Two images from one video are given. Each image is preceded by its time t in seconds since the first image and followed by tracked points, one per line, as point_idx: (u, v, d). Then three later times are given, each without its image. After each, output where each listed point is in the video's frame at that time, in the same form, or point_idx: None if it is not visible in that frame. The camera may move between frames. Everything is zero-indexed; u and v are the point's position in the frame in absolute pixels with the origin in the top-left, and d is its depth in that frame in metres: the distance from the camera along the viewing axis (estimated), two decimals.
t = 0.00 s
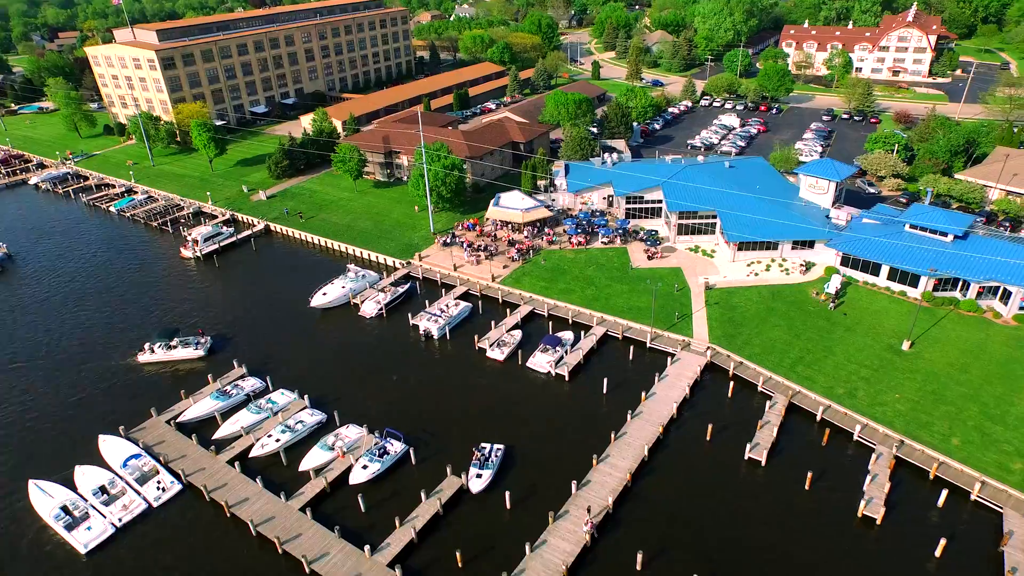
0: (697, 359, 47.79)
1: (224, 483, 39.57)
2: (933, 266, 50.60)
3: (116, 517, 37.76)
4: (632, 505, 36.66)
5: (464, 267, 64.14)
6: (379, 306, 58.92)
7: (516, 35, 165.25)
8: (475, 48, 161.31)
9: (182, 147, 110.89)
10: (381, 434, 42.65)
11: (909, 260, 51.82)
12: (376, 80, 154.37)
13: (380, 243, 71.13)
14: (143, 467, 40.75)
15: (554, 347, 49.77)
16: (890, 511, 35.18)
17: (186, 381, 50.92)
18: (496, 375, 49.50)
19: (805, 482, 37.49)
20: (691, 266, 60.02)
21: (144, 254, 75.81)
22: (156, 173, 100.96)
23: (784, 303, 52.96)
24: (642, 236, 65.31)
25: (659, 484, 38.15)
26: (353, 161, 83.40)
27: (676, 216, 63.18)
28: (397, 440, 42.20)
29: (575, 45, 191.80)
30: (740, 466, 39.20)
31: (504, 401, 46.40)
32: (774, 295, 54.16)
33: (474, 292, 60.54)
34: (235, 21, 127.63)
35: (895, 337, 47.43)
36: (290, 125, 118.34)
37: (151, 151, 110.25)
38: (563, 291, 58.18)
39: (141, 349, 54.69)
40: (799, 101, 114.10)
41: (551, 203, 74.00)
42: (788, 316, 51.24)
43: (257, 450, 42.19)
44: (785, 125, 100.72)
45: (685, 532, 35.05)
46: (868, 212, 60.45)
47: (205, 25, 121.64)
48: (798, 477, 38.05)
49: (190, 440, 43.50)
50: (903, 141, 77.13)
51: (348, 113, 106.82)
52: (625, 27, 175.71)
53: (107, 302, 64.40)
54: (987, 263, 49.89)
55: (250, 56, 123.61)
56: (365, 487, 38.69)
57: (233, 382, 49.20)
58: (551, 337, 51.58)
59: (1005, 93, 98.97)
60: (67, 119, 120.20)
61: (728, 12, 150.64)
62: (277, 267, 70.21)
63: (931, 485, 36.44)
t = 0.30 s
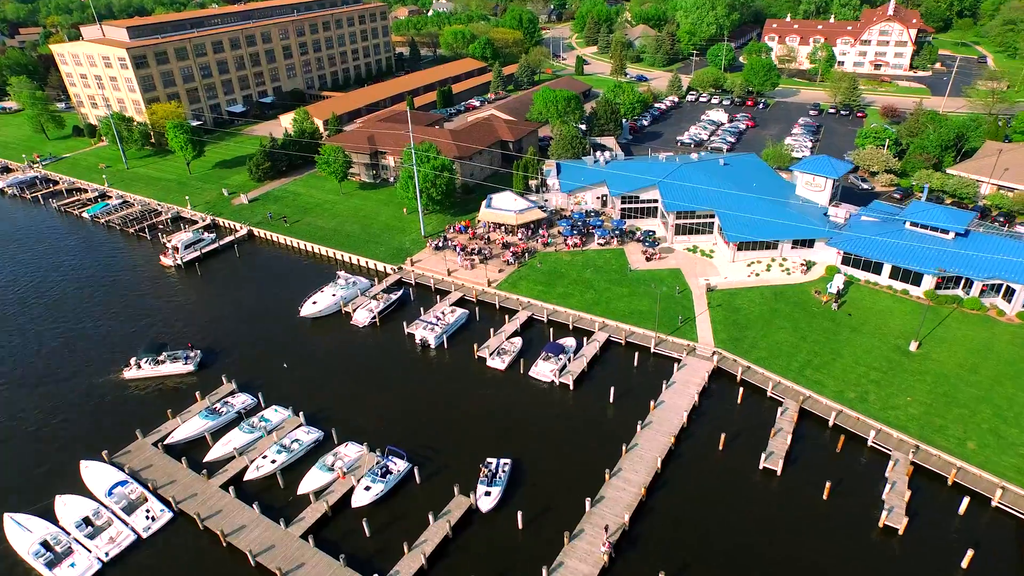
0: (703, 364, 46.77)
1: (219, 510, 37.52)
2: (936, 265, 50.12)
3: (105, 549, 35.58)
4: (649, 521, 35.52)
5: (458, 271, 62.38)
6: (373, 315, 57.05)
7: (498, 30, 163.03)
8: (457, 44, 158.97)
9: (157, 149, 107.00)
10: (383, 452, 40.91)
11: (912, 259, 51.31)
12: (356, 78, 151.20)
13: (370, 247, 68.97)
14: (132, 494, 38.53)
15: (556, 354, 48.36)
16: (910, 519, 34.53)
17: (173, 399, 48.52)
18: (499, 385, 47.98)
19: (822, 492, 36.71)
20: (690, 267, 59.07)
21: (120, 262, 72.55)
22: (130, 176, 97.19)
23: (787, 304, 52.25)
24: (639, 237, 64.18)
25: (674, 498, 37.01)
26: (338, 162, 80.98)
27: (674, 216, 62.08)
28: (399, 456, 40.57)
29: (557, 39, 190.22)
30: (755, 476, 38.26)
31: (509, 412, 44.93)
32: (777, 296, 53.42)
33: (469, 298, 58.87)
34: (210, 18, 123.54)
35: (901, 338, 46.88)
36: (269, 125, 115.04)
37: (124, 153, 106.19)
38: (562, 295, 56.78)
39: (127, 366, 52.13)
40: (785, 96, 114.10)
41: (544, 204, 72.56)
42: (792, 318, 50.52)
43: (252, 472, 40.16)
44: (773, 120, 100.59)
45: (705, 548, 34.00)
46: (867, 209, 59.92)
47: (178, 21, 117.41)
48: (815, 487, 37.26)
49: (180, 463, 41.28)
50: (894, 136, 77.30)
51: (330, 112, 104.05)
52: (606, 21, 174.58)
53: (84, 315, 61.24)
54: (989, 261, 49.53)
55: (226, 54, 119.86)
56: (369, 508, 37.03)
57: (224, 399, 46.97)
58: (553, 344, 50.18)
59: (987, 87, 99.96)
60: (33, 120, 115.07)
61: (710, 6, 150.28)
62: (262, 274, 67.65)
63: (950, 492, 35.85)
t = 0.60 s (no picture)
0: (711, 369, 45.81)
1: (217, 538, 35.62)
2: (939, 263, 49.83)
3: None
4: (669, 536, 34.49)
5: (454, 276, 60.70)
6: (368, 323, 55.05)
7: (479, 25, 160.60)
8: (438, 40, 156.35)
9: (131, 152, 103.17)
10: (387, 471, 39.29)
11: (915, 257, 50.93)
12: (336, 75, 147.93)
13: (360, 253, 66.91)
14: (123, 523, 36.41)
15: (561, 362, 46.95)
16: (933, 527, 33.97)
17: (162, 418, 46.22)
18: (503, 395, 46.50)
19: (841, 501, 35.98)
20: (690, 268, 58.15)
21: (98, 272, 69.38)
22: (105, 181, 93.50)
23: (791, 305, 51.57)
24: (637, 238, 63.04)
25: (693, 511, 36.00)
26: (325, 164, 78.62)
27: (672, 216, 61.02)
28: (404, 474, 38.97)
29: (538, 34, 188.37)
30: (773, 486, 37.40)
31: (516, 424, 43.56)
32: (781, 296, 52.72)
33: (467, 304, 57.26)
34: (183, 15, 119.47)
35: (909, 338, 46.43)
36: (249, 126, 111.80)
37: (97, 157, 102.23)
38: (562, 300, 55.46)
39: (114, 383, 49.65)
40: (770, 90, 113.93)
41: (538, 205, 71.14)
42: (798, 319, 49.84)
43: (250, 495, 38.23)
44: (761, 115, 100.32)
45: (728, 564, 33.05)
46: (865, 206, 59.52)
47: (150, 18, 113.27)
48: (834, 495, 36.54)
49: (172, 489, 39.20)
50: (885, 131, 77.41)
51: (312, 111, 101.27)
52: (588, 15, 173.09)
53: (62, 330, 58.28)
54: (992, 258, 49.35)
55: (201, 52, 116.14)
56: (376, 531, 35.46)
57: (216, 417, 44.83)
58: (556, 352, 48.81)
59: (970, 81, 100.78)
60: None
61: None
62: (249, 282, 65.20)
63: (969, 498, 35.39)
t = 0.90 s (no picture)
0: (720, 373, 44.96)
1: (217, 567, 33.87)
2: (942, 260, 49.62)
3: None
4: (690, 550, 33.59)
5: (450, 281, 59.09)
6: (363, 332, 53.25)
7: (460, 20, 158.23)
8: (419, 36, 153.82)
9: (106, 154, 99.47)
10: (392, 489, 37.78)
11: (918, 255, 50.68)
12: (316, 73, 144.69)
13: (351, 258, 64.95)
14: (115, 554, 34.45)
15: (566, 369, 45.78)
16: (954, 532, 33.54)
17: (152, 438, 44.09)
18: (509, 405, 45.19)
19: (861, 508, 35.37)
20: (691, 268, 57.30)
21: (76, 282, 66.45)
22: (79, 185, 89.94)
23: (796, 305, 51.00)
24: (634, 238, 62.02)
25: (712, 522, 35.12)
26: (311, 166, 76.37)
27: (670, 216, 60.10)
28: (410, 491, 37.50)
29: (519, 29, 186.47)
30: (791, 494, 36.66)
31: (523, 435, 42.33)
32: (784, 296, 52.14)
33: (465, 309, 55.77)
34: (156, 12, 115.64)
35: (916, 337, 46.07)
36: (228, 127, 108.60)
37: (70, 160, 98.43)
38: (563, 304, 54.27)
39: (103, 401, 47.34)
40: (757, 85, 113.75)
41: (532, 205, 69.74)
42: (804, 319, 49.27)
43: (250, 519, 36.47)
44: (749, 110, 99.94)
45: None
46: (863, 203, 59.19)
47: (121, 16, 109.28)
48: (852, 501, 35.95)
49: (166, 515, 37.28)
50: (876, 126, 77.34)
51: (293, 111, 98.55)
52: (569, 9, 171.63)
53: (40, 345, 55.53)
54: (994, 254, 49.24)
55: (177, 50, 112.51)
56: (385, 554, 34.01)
57: (210, 436, 42.84)
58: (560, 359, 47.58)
59: (953, 74, 101.64)
60: None
61: None
62: (237, 291, 62.89)
63: (987, 501, 35.06)
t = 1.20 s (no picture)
0: (728, 377, 44.22)
1: None
2: (944, 257, 49.49)
3: None
4: (711, 561, 32.82)
5: (446, 285, 57.56)
6: (358, 341, 51.38)
7: (441, 16, 155.87)
8: (401, 31, 151.18)
9: (79, 157, 95.80)
10: (400, 507, 36.43)
11: (920, 252, 50.51)
12: (295, 71, 141.40)
13: (343, 263, 63.08)
14: None
15: (572, 376, 44.64)
16: (974, 535, 33.23)
17: (144, 458, 42.14)
18: (515, 414, 44.00)
19: (879, 512, 34.90)
20: (691, 268, 56.53)
21: (53, 293, 63.59)
22: (52, 190, 86.43)
23: (800, 304, 50.52)
24: (632, 238, 61.06)
25: (731, 531, 34.40)
26: (298, 168, 74.19)
27: (669, 215, 59.23)
28: (419, 508, 36.18)
29: (500, 25, 184.56)
30: (808, 499, 36.04)
31: (532, 444, 41.25)
32: (787, 295, 51.65)
33: (463, 315, 54.33)
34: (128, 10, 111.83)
35: (922, 336, 45.81)
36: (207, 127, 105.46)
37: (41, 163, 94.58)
38: (564, 307, 53.17)
39: (93, 419, 45.21)
40: (743, 79, 113.51)
41: (526, 205, 68.42)
42: (809, 319, 48.81)
43: (252, 543, 34.85)
44: (738, 105, 99.51)
45: None
46: (862, 199, 58.94)
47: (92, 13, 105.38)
48: (869, 505, 35.51)
49: (162, 542, 35.50)
50: (867, 121, 77.33)
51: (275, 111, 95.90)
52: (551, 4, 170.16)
53: (19, 361, 52.93)
54: (996, 250, 49.18)
55: (151, 48, 108.85)
56: None
57: (205, 455, 40.97)
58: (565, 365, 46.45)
59: (937, 68, 102.42)
60: None
61: None
62: (225, 299, 60.71)
63: (1004, 502, 34.83)
